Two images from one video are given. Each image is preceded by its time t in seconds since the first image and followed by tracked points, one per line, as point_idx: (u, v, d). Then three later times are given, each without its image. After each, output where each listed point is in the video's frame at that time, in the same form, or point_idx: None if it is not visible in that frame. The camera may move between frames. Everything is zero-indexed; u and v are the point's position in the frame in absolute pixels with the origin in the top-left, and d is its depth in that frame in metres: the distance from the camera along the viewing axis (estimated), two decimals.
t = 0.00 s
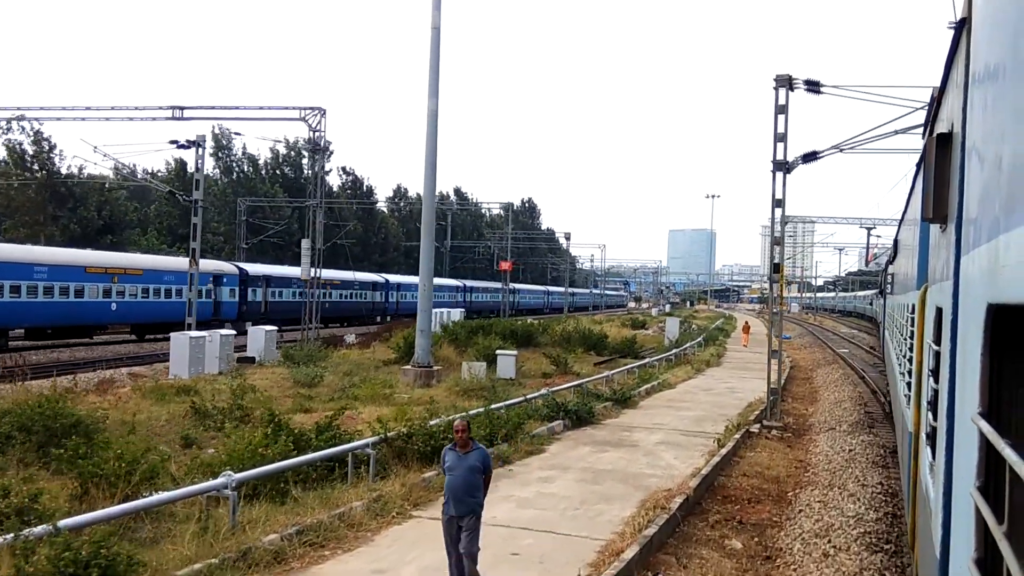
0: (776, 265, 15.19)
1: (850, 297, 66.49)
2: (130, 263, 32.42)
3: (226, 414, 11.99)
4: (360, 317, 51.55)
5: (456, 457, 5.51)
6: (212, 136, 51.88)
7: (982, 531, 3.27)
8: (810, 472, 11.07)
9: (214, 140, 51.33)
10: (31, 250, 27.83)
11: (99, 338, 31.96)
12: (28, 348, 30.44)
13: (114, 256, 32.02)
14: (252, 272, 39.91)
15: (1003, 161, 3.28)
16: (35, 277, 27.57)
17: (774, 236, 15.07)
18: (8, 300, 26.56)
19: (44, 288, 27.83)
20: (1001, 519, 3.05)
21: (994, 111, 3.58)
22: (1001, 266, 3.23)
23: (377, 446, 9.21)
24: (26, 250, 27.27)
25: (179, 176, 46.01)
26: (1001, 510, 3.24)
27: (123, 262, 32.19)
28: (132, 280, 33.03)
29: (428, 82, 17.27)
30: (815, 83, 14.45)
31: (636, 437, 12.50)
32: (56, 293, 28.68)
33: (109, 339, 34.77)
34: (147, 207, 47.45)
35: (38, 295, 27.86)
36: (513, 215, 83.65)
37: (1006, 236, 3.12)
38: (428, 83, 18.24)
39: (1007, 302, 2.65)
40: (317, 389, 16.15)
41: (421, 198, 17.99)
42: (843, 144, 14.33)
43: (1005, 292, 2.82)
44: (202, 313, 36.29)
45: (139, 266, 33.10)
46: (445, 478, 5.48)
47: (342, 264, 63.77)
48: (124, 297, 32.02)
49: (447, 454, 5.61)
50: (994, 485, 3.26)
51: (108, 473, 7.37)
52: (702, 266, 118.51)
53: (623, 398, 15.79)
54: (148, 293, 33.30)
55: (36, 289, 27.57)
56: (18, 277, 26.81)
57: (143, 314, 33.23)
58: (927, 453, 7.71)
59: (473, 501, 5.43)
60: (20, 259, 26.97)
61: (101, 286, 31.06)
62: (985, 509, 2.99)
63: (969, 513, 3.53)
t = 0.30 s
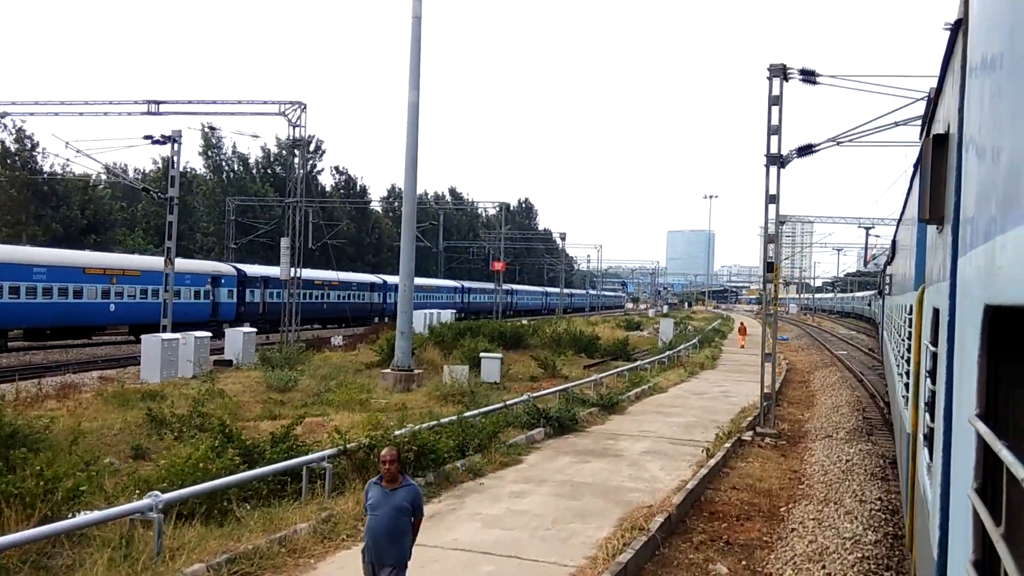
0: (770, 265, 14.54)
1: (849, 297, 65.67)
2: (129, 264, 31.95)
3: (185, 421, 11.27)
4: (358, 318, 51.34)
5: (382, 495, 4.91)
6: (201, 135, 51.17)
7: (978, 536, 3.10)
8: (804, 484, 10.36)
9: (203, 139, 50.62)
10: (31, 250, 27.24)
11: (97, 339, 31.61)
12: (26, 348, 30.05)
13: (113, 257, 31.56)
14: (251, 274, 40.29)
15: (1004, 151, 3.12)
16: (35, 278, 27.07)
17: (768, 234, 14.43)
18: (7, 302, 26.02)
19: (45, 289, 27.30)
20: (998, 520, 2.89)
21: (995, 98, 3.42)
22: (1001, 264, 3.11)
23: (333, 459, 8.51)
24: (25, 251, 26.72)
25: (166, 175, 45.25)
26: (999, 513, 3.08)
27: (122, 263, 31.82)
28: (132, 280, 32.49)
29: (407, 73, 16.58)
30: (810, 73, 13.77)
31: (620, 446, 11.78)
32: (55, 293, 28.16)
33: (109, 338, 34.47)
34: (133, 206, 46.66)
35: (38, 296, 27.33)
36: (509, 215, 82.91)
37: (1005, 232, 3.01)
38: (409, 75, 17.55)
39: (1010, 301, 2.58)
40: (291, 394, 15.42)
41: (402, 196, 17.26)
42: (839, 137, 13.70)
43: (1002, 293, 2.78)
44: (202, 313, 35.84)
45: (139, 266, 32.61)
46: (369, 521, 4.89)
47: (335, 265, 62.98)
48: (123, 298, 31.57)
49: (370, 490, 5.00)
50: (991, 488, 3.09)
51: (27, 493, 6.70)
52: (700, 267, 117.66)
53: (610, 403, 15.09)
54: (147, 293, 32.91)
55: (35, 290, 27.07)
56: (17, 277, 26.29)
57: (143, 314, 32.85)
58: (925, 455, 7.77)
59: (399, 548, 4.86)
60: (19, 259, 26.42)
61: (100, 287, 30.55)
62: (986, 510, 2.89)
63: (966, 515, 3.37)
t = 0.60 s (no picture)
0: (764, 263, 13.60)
1: (850, 298, 64.85)
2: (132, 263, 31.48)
3: (140, 430, 10.54)
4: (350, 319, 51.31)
5: (272, 534, 4.71)
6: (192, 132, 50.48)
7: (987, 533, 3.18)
8: (799, 498, 9.65)
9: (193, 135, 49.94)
10: (32, 250, 26.72)
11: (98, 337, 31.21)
12: (27, 348, 29.55)
13: (114, 256, 31.11)
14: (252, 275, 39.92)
15: (1004, 160, 3.17)
16: (36, 279, 26.51)
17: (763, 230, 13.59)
18: (8, 302, 25.49)
19: (47, 289, 26.77)
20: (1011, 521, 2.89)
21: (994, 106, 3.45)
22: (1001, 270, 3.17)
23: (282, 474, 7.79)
24: (25, 250, 26.22)
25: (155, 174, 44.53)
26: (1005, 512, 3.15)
27: (125, 262, 31.40)
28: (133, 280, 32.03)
29: (388, 63, 15.88)
30: (807, 61, 13.08)
31: (604, 455, 11.07)
32: (56, 293, 27.57)
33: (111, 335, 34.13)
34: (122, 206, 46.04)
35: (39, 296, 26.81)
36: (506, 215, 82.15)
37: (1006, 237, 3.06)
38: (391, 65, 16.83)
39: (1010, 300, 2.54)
40: (264, 399, 14.71)
41: (383, 192, 16.52)
42: (837, 128, 13.03)
43: (1007, 293, 2.78)
44: (202, 313, 35.91)
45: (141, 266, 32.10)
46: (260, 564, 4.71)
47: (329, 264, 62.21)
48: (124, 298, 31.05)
49: (263, 529, 4.83)
50: (998, 488, 3.15)
51: None
52: (700, 268, 116.88)
53: (597, 408, 14.39)
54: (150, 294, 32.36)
55: (36, 290, 26.56)
56: (19, 277, 25.77)
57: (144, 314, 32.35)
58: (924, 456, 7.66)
59: None
60: (19, 259, 25.89)
61: (101, 287, 30.05)
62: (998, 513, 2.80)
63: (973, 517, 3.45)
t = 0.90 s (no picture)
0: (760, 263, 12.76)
1: (849, 299, 64.08)
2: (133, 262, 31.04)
3: (85, 438, 9.80)
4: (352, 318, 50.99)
5: None
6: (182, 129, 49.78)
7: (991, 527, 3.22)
8: (793, 514, 8.94)
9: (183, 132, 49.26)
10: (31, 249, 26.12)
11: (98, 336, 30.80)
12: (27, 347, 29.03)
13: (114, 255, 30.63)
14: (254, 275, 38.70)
15: (1008, 160, 3.22)
16: (36, 278, 25.92)
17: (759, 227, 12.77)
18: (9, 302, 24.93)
19: (48, 288, 26.24)
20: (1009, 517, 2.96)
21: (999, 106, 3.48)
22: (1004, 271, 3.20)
23: (222, 490, 7.06)
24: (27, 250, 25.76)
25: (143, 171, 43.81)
26: (1008, 508, 3.19)
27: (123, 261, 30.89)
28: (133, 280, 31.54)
29: (366, 52, 15.18)
30: (804, 48, 12.39)
31: (585, 466, 10.34)
32: (57, 293, 27.04)
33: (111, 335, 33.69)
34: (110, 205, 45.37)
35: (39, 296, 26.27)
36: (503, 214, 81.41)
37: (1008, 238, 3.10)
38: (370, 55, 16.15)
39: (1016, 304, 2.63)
40: (232, 403, 14.00)
41: (361, 188, 15.80)
42: (835, 121, 12.31)
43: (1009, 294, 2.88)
44: (201, 314, 35.50)
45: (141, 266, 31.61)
46: None
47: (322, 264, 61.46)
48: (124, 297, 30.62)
49: None
50: (1003, 487, 3.19)
51: None
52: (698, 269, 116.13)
53: (583, 415, 13.68)
54: (149, 293, 31.87)
55: (37, 289, 26.01)
56: (20, 276, 25.21)
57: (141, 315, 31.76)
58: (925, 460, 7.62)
59: None
60: (20, 258, 25.31)
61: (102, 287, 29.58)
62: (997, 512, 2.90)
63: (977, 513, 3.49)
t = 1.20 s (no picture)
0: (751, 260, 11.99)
1: (848, 298, 63.39)
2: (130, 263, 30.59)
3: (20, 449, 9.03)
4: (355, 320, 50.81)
5: None
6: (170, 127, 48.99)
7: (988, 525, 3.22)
8: (784, 532, 8.22)
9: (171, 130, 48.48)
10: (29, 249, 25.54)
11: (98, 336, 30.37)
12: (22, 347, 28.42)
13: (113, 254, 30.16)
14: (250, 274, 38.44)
15: (1008, 158, 3.26)
16: (35, 278, 25.31)
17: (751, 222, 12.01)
18: (8, 303, 24.34)
19: (46, 289, 25.70)
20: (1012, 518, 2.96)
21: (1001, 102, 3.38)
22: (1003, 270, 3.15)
23: (149, 513, 6.34)
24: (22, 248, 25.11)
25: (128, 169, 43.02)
26: (1006, 507, 3.19)
27: (121, 260, 30.39)
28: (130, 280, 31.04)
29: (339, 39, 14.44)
30: (799, 33, 11.70)
31: (563, 478, 9.64)
32: (55, 294, 26.50)
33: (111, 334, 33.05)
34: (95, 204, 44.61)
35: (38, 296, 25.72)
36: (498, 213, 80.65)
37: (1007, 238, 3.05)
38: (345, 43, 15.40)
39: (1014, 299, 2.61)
40: (196, 409, 13.29)
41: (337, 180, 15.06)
42: (831, 109, 11.56)
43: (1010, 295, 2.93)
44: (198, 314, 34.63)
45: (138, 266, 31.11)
46: None
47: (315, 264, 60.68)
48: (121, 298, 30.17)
49: None
50: (1003, 486, 3.20)
51: None
52: (696, 268, 115.36)
53: (566, 421, 12.97)
54: (145, 293, 31.37)
55: (35, 290, 25.46)
56: (19, 277, 24.65)
57: (138, 315, 31.25)
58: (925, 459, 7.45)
59: None
60: (18, 259, 24.72)
61: (99, 287, 29.10)
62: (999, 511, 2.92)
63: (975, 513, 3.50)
